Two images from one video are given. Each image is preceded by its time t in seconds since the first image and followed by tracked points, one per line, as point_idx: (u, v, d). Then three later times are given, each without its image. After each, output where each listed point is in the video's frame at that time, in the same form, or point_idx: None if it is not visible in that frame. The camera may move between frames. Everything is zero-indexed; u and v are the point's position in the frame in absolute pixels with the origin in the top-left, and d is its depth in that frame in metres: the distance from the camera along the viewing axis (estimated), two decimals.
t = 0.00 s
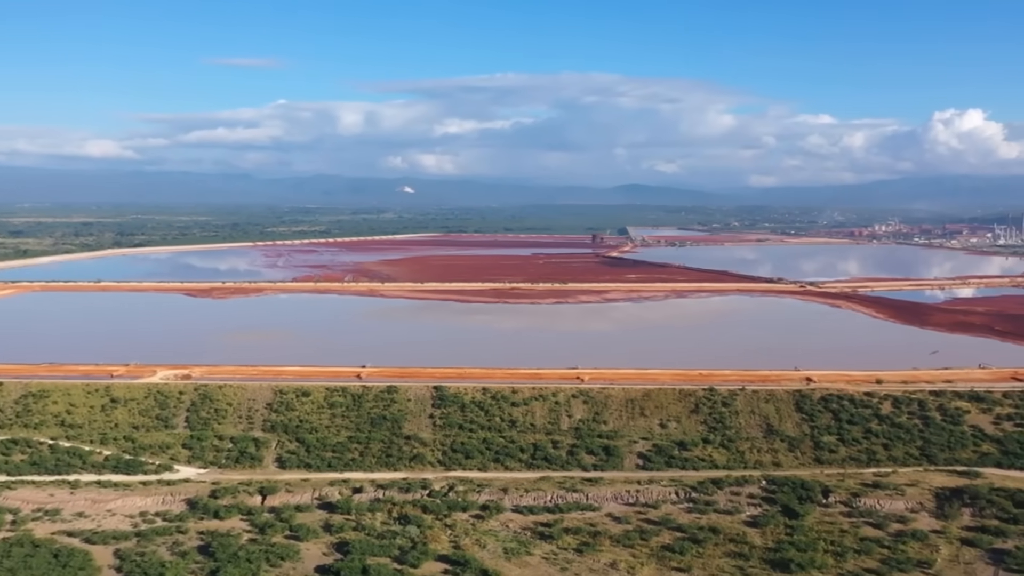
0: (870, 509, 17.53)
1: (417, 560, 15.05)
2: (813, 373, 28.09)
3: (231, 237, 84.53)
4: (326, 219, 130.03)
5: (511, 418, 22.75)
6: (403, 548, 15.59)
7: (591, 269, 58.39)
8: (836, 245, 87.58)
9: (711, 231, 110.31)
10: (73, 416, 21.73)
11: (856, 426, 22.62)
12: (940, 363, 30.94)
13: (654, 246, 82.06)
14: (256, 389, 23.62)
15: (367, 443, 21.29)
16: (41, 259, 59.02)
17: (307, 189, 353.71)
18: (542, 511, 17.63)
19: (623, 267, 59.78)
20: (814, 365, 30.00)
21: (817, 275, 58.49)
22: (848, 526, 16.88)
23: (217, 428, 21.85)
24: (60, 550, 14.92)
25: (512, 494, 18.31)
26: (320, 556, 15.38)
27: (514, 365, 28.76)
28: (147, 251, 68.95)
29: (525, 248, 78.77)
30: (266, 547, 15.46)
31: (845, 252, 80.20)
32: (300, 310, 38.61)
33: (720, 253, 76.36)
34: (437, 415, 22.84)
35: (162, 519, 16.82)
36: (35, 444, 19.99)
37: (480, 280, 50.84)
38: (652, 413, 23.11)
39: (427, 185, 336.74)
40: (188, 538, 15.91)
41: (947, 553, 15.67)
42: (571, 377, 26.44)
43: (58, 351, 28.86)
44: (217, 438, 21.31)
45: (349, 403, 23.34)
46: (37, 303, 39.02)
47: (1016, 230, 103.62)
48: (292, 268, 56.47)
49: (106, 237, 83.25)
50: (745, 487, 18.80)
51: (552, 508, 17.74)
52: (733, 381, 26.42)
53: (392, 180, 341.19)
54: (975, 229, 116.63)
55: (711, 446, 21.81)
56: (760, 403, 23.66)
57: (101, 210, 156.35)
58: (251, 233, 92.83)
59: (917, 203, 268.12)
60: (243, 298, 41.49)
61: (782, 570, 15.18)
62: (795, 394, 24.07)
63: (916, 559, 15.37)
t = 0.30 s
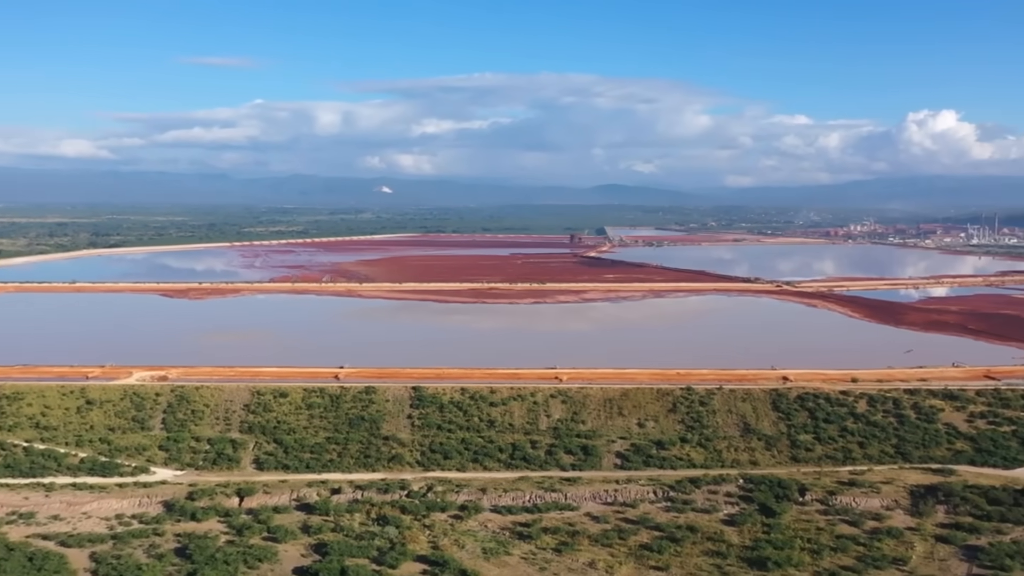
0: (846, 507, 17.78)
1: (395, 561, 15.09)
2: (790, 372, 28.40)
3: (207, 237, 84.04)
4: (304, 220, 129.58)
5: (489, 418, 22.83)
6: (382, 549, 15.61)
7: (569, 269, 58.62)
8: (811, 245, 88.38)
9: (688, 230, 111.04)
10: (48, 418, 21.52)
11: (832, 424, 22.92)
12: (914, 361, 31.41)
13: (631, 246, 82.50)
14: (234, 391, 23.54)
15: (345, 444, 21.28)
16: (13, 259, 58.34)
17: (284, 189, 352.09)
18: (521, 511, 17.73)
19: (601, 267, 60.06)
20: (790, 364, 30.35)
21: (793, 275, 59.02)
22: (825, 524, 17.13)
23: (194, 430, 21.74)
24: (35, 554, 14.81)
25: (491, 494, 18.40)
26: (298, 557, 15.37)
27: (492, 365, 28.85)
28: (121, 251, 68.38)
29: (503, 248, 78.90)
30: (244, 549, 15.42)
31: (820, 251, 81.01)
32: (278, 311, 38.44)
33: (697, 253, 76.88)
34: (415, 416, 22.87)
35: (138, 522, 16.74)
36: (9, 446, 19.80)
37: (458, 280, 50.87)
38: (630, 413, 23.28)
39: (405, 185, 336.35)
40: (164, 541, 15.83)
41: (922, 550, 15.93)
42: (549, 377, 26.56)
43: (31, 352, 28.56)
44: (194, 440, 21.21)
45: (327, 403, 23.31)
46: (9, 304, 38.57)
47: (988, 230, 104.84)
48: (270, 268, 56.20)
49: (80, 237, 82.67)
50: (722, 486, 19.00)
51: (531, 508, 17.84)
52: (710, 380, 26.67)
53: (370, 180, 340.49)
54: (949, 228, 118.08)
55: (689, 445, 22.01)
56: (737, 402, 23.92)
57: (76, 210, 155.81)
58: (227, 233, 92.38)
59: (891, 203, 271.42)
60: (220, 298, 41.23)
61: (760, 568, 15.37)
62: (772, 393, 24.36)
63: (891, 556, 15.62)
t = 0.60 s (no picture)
0: (822, 505, 18.04)
1: (374, 562, 15.13)
2: (767, 371, 28.73)
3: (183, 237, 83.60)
4: (282, 220, 129.07)
5: (468, 418, 22.92)
6: (360, 550, 15.65)
7: (548, 269, 58.83)
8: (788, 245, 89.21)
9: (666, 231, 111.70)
10: (22, 420, 21.34)
11: (809, 423, 23.23)
12: (889, 360, 31.83)
13: (609, 246, 82.90)
14: (211, 392, 23.46)
15: (323, 445, 21.26)
16: None
17: (261, 189, 350.28)
18: (499, 511, 17.84)
19: (579, 267, 60.31)
20: (766, 363, 30.67)
21: (769, 275, 59.55)
22: (801, 521, 17.38)
23: (170, 431, 21.63)
24: (8, 557, 14.70)
25: (469, 494, 18.50)
26: (276, 559, 15.36)
27: (471, 365, 28.94)
28: (96, 251, 67.82)
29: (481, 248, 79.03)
30: (221, 551, 15.39)
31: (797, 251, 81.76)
32: (255, 311, 38.25)
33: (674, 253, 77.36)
34: (394, 416, 22.91)
35: (115, 524, 16.64)
36: None
37: (436, 280, 50.89)
38: (608, 413, 23.46)
39: (383, 185, 335.67)
40: (141, 543, 15.76)
41: (897, 548, 16.19)
42: (528, 377, 26.69)
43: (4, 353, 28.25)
44: (171, 441, 21.11)
45: (305, 404, 23.28)
46: None
47: (962, 230, 106.15)
48: (247, 269, 55.93)
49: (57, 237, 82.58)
50: (700, 484, 19.21)
51: (509, 508, 17.95)
52: (688, 379, 26.92)
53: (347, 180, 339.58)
54: (922, 229, 119.51)
55: (667, 444, 22.21)
56: (714, 401, 24.18)
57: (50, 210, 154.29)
58: (204, 234, 91.92)
59: (866, 203, 274.54)
60: (196, 299, 40.97)
61: (737, 566, 15.57)
62: (748, 392, 24.64)
63: (867, 554, 15.86)
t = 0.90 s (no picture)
0: (799, 502, 18.30)
1: (352, 563, 15.17)
2: (744, 370, 29.05)
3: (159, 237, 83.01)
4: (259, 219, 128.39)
5: (446, 418, 22.99)
6: (339, 551, 15.69)
7: (526, 269, 59.00)
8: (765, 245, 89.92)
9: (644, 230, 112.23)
10: None
11: (785, 421, 23.53)
12: (865, 359, 32.24)
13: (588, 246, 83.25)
14: (188, 393, 23.37)
15: (301, 446, 21.24)
16: None
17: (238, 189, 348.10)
18: (478, 511, 17.94)
19: (558, 267, 60.53)
20: (743, 362, 31.00)
21: (747, 275, 60.07)
22: (778, 519, 17.62)
23: (147, 432, 21.52)
24: None
25: (448, 494, 18.59)
26: (254, 560, 15.36)
27: (450, 365, 29.01)
28: (71, 251, 67.17)
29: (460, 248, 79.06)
30: (198, 553, 15.37)
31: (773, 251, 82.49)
32: (232, 312, 38.06)
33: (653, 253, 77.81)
34: (373, 417, 22.94)
35: (91, 526, 16.56)
36: None
37: (415, 280, 50.88)
38: (587, 412, 23.64)
39: (361, 185, 334.62)
40: (117, 545, 15.71)
41: (873, 545, 16.47)
42: (506, 376, 26.80)
43: None
44: (147, 443, 21.00)
45: (283, 405, 23.26)
46: None
47: (936, 230, 107.43)
48: (224, 269, 55.64)
49: (30, 237, 81.71)
50: (678, 483, 19.42)
51: (488, 508, 18.06)
52: (666, 378, 27.16)
53: (325, 180, 338.15)
54: (898, 229, 120.87)
55: (645, 443, 22.41)
56: (692, 400, 24.43)
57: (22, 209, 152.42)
58: (181, 234, 91.29)
59: (841, 203, 277.35)
60: (173, 299, 40.71)
61: (715, 564, 15.77)
62: (726, 391, 24.92)
63: (843, 551, 16.12)
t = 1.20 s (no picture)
0: (776, 501, 18.54)
1: (331, 564, 15.18)
2: (722, 369, 29.35)
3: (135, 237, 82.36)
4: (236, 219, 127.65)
5: (425, 419, 23.03)
6: (317, 552, 15.70)
7: (505, 269, 59.14)
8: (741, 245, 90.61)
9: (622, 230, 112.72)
10: None
11: (762, 420, 23.80)
12: (840, 358, 32.65)
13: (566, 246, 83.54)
14: (165, 394, 23.23)
15: (279, 447, 21.19)
16: None
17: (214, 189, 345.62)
18: (457, 511, 18.02)
19: (537, 267, 60.71)
20: (720, 362, 31.29)
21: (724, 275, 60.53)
22: (756, 518, 17.86)
23: (124, 434, 21.39)
24: None
25: (427, 494, 18.64)
26: (232, 562, 15.34)
27: (429, 365, 29.06)
28: (44, 251, 66.49)
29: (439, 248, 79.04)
30: (175, 556, 15.31)
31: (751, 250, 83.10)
32: (209, 312, 37.84)
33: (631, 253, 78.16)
34: (351, 417, 22.92)
35: (66, 529, 16.46)
36: None
37: (393, 280, 50.85)
38: (565, 412, 23.80)
39: (339, 185, 333.34)
40: (93, 548, 15.63)
41: (849, 542, 16.74)
42: (485, 377, 26.87)
43: None
44: (124, 445, 20.86)
45: (260, 406, 23.19)
46: None
47: (910, 230, 108.73)
48: (201, 269, 55.30)
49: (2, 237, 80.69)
50: (656, 482, 19.60)
51: (467, 508, 18.14)
52: (644, 378, 27.38)
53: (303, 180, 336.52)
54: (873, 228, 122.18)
55: (623, 443, 22.59)
56: (669, 400, 24.65)
57: None
58: (157, 234, 90.60)
59: (817, 203, 280.03)
60: (149, 300, 40.41)
61: (693, 562, 15.94)
62: (703, 390, 25.16)
63: (819, 549, 16.37)
